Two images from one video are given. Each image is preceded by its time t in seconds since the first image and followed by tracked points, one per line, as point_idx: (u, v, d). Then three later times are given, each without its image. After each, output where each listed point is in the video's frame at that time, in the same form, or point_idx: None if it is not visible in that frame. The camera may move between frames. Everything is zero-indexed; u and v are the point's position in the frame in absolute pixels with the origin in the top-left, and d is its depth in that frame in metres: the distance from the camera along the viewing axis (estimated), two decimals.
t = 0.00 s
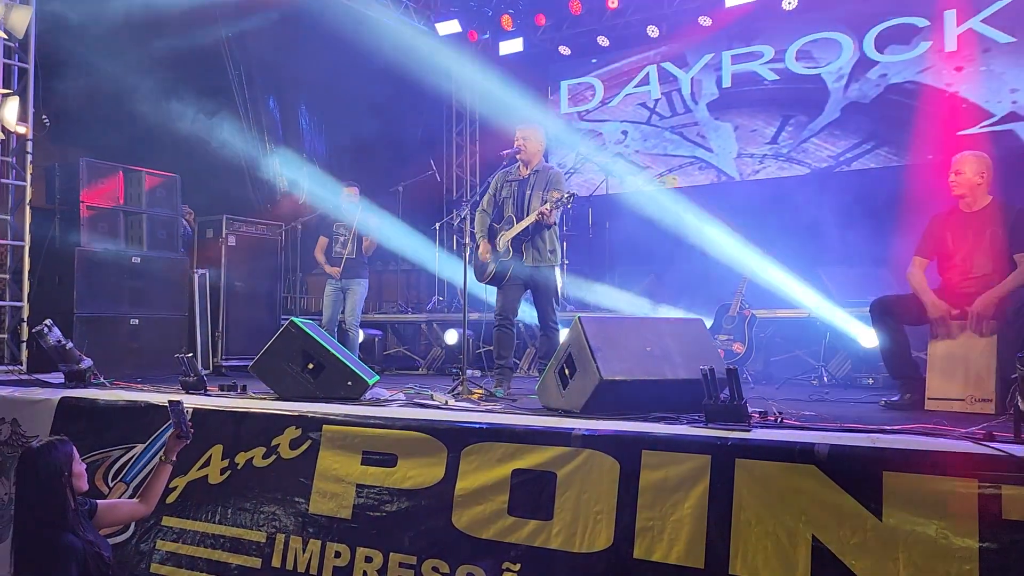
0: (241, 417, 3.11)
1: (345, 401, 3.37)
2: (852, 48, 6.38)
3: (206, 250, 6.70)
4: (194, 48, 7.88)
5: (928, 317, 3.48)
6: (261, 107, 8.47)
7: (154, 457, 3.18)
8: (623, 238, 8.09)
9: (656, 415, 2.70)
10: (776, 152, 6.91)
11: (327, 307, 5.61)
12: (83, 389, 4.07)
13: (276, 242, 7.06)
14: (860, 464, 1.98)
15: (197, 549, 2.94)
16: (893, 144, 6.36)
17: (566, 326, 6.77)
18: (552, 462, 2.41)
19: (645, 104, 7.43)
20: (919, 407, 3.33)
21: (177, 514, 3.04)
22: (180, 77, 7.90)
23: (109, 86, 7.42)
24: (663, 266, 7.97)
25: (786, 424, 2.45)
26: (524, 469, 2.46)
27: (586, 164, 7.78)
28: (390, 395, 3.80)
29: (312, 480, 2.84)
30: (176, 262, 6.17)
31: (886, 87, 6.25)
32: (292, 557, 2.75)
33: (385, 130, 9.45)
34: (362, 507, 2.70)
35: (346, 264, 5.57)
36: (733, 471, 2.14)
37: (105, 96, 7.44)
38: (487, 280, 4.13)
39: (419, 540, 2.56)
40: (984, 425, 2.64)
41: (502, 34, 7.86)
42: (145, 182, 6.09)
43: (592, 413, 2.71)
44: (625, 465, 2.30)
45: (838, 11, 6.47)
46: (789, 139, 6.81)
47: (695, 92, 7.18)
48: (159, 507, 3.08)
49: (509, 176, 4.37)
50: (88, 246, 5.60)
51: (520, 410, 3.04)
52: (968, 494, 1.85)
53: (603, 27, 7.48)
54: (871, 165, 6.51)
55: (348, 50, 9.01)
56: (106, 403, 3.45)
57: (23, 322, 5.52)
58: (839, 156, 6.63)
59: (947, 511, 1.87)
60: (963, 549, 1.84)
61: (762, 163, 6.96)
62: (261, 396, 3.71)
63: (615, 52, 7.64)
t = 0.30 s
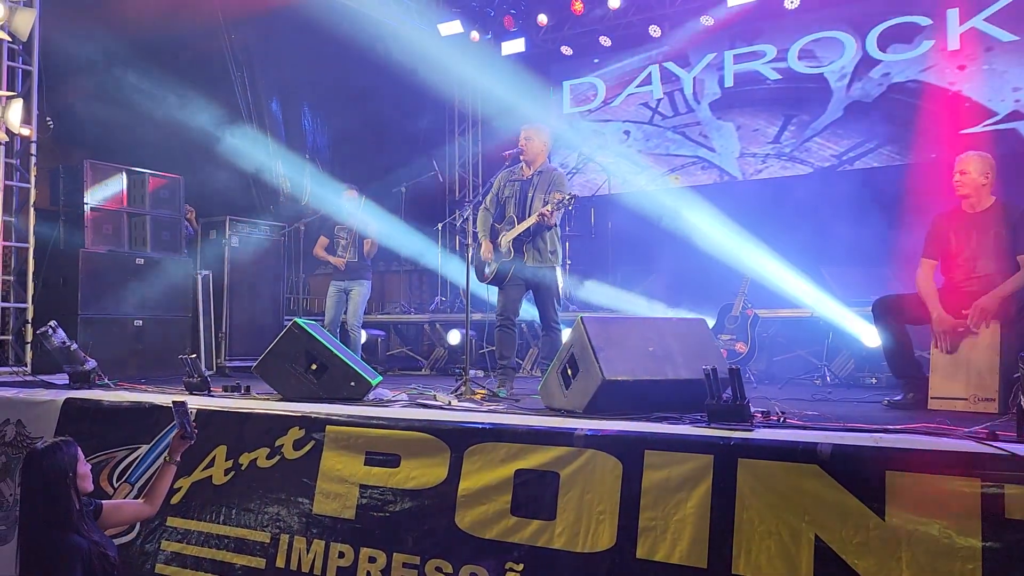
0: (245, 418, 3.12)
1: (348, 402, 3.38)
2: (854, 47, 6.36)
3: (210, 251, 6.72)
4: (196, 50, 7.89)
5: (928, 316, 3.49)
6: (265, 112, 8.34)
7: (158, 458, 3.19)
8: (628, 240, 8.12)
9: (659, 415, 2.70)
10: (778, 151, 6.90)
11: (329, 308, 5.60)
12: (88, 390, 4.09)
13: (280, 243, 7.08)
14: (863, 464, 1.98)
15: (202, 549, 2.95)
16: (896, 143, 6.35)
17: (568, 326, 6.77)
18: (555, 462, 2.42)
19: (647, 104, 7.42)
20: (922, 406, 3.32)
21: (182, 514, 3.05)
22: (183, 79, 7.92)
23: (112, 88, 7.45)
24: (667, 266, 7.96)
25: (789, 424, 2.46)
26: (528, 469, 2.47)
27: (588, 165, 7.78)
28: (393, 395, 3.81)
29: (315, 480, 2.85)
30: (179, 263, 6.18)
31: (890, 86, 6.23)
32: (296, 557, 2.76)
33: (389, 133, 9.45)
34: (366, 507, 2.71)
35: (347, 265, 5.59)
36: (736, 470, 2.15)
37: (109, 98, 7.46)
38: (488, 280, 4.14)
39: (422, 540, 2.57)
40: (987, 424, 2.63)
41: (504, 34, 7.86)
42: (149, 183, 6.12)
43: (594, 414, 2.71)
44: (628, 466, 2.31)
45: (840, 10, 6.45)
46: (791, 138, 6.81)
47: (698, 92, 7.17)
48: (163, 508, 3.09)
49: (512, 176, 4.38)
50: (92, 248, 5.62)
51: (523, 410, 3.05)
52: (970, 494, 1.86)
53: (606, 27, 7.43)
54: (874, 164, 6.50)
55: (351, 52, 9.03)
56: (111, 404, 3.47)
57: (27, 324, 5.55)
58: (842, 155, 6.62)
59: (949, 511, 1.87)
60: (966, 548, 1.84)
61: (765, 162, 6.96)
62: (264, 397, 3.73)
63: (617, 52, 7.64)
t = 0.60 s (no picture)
0: (246, 419, 3.12)
1: (349, 403, 3.38)
2: (856, 47, 6.37)
3: (211, 252, 6.73)
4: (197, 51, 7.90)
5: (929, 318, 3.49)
6: (266, 111, 8.46)
7: (158, 460, 3.19)
8: (625, 240, 8.16)
9: (659, 416, 2.70)
10: (779, 152, 6.88)
11: (329, 309, 5.62)
12: (89, 392, 4.09)
13: (281, 244, 7.08)
14: (864, 464, 1.98)
15: (203, 551, 2.95)
16: (896, 143, 6.33)
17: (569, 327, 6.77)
18: (555, 462, 2.42)
19: (648, 104, 7.42)
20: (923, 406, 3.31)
21: (183, 515, 3.05)
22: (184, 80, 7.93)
23: (113, 89, 7.46)
24: (667, 267, 7.96)
25: (789, 425, 2.45)
26: (528, 470, 2.47)
27: (589, 165, 7.77)
28: (394, 396, 3.81)
29: (316, 482, 2.84)
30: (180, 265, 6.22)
31: (891, 86, 6.23)
32: (297, 558, 2.77)
33: (389, 136, 9.48)
34: (367, 508, 2.71)
35: (346, 268, 5.60)
36: (736, 471, 2.14)
37: (109, 99, 7.46)
38: (489, 280, 4.14)
39: (423, 541, 2.57)
40: (989, 424, 2.62)
41: (505, 36, 7.87)
42: (151, 185, 6.12)
43: (594, 414, 2.72)
44: (628, 466, 2.31)
45: (841, 11, 6.46)
46: (791, 139, 6.80)
47: (698, 92, 7.16)
48: (164, 509, 3.09)
49: (513, 176, 4.38)
50: (94, 250, 5.63)
51: (523, 411, 3.05)
52: (970, 493, 1.85)
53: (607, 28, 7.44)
54: (875, 165, 6.46)
55: (352, 53, 9.07)
56: (112, 406, 3.48)
57: (28, 326, 5.56)
58: (842, 155, 6.59)
59: (950, 511, 1.87)
60: (966, 548, 1.84)
61: (766, 163, 6.92)
62: (264, 398, 3.73)
63: (618, 53, 7.64)
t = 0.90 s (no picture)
0: (245, 420, 3.12)
1: (349, 404, 3.38)
2: (856, 48, 6.37)
3: (212, 253, 6.73)
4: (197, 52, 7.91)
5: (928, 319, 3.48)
6: (266, 111, 8.49)
7: (158, 462, 3.19)
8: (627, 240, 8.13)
9: (659, 417, 2.70)
10: (779, 153, 6.86)
11: (329, 310, 5.63)
12: (88, 393, 4.09)
13: (281, 245, 7.08)
14: (864, 465, 1.98)
15: (203, 552, 2.95)
16: (896, 144, 6.32)
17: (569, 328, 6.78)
18: (555, 464, 2.42)
19: (649, 105, 7.43)
20: (924, 407, 3.31)
21: (183, 517, 3.05)
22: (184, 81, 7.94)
23: (113, 90, 7.47)
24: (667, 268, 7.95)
25: (789, 426, 2.45)
26: (528, 471, 2.47)
27: (589, 166, 7.77)
28: (393, 397, 3.81)
29: (316, 483, 2.84)
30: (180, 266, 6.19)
31: (890, 87, 6.24)
32: (296, 560, 2.76)
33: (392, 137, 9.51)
34: (367, 510, 2.71)
35: (345, 268, 5.60)
36: (736, 472, 2.14)
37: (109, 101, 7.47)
38: (489, 281, 4.14)
39: (422, 542, 2.56)
40: (989, 425, 2.62)
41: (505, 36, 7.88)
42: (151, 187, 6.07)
43: (594, 415, 2.71)
44: (628, 467, 2.30)
45: (841, 12, 6.47)
46: (791, 139, 6.79)
47: (698, 93, 7.17)
48: (164, 511, 3.09)
49: (514, 177, 4.37)
50: (94, 251, 5.64)
51: (523, 412, 3.05)
52: (970, 494, 1.85)
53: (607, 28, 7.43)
54: (875, 165, 6.45)
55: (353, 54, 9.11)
56: (112, 407, 3.48)
57: (28, 327, 5.57)
58: (842, 156, 6.58)
59: (950, 512, 1.86)
60: (967, 549, 1.83)
61: (766, 164, 6.91)
62: (264, 399, 3.72)
63: (618, 54, 7.65)
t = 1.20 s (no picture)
0: (245, 422, 3.11)
1: (349, 406, 3.38)
2: (856, 49, 6.36)
3: (212, 255, 6.72)
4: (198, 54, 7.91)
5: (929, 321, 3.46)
6: (266, 112, 8.57)
7: (158, 463, 3.18)
8: (627, 242, 8.10)
9: (660, 418, 2.70)
10: (779, 154, 6.88)
11: (329, 312, 5.61)
12: (88, 394, 4.09)
13: (280, 246, 7.07)
14: (866, 467, 1.97)
15: (202, 554, 2.94)
16: (897, 146, 6.33)
17: (569, 329, 6.78)
18: (556, 466, 2.41)
19: (649, 107, 7.44)
20: (925, 409, 3.30)
21: (183, 519, 3.04)
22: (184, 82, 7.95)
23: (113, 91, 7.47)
24: (667, 270, 7.94)
25: (790, 427, 2.45)
26: (528, 473, 2.46)
27: (591, 167, 7.79)
28: (394, 399, 3.80)
29: (316, 485, 2.84)
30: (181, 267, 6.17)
31: (890, 89, 6.23)
32: (297, 561, 2.76)
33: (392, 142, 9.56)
34: (367, 511, 2.70)
35: (345, 270, 5.59)
36: (737, 474, 2.14)
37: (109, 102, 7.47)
38: (489, 283, 4.13)
39: (423, 545, 2.56)
40: (991, 427, 2.61)
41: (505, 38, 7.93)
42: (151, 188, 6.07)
43: (595, 417, 2.71)
44: (629, 470, 2.30)
45: (841, 13, 6.47)
46: (791, 141, 6.80)
47: (699, 94, 7.17)
48: (164, 512, 3.08)
49: (514, 178, 4.37)
50: (94, 252, 5.64)
51: (524, 414, 3.05)
52: (973, 497, 1.85)
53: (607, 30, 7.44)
54: (875, 167, 6.47)
55: (354, 56, 9.16)
56: (112, 408, 3.48)
57: (28, 329, 5.56)
58: (843, 158, 6.58)
59: (952, 514, 1.86)
60: (969, 552, 1.83)
61: (766, 165, 6.93)
62: (265, 400, 3.72)
63: (617, 55, 7.65)
